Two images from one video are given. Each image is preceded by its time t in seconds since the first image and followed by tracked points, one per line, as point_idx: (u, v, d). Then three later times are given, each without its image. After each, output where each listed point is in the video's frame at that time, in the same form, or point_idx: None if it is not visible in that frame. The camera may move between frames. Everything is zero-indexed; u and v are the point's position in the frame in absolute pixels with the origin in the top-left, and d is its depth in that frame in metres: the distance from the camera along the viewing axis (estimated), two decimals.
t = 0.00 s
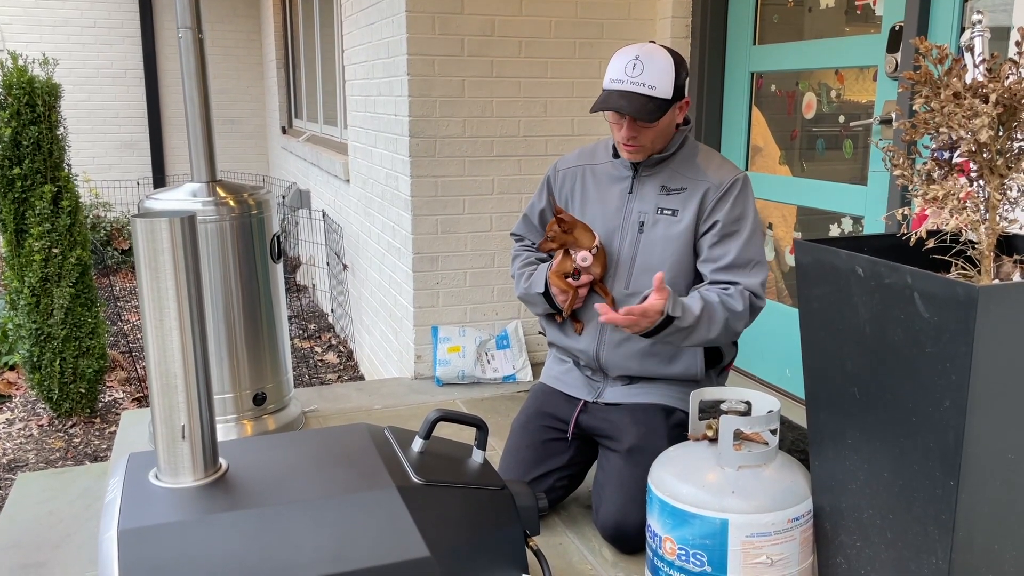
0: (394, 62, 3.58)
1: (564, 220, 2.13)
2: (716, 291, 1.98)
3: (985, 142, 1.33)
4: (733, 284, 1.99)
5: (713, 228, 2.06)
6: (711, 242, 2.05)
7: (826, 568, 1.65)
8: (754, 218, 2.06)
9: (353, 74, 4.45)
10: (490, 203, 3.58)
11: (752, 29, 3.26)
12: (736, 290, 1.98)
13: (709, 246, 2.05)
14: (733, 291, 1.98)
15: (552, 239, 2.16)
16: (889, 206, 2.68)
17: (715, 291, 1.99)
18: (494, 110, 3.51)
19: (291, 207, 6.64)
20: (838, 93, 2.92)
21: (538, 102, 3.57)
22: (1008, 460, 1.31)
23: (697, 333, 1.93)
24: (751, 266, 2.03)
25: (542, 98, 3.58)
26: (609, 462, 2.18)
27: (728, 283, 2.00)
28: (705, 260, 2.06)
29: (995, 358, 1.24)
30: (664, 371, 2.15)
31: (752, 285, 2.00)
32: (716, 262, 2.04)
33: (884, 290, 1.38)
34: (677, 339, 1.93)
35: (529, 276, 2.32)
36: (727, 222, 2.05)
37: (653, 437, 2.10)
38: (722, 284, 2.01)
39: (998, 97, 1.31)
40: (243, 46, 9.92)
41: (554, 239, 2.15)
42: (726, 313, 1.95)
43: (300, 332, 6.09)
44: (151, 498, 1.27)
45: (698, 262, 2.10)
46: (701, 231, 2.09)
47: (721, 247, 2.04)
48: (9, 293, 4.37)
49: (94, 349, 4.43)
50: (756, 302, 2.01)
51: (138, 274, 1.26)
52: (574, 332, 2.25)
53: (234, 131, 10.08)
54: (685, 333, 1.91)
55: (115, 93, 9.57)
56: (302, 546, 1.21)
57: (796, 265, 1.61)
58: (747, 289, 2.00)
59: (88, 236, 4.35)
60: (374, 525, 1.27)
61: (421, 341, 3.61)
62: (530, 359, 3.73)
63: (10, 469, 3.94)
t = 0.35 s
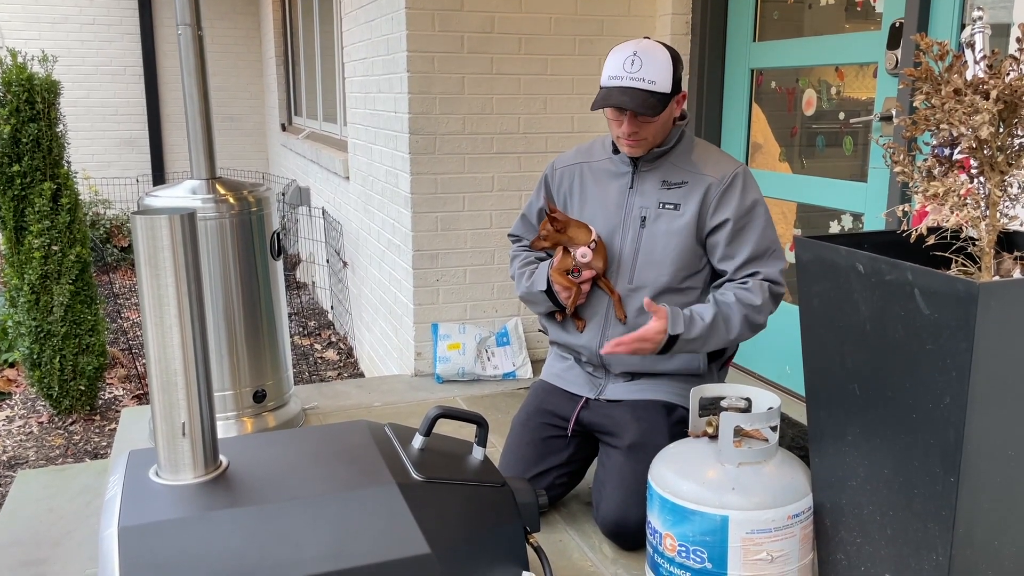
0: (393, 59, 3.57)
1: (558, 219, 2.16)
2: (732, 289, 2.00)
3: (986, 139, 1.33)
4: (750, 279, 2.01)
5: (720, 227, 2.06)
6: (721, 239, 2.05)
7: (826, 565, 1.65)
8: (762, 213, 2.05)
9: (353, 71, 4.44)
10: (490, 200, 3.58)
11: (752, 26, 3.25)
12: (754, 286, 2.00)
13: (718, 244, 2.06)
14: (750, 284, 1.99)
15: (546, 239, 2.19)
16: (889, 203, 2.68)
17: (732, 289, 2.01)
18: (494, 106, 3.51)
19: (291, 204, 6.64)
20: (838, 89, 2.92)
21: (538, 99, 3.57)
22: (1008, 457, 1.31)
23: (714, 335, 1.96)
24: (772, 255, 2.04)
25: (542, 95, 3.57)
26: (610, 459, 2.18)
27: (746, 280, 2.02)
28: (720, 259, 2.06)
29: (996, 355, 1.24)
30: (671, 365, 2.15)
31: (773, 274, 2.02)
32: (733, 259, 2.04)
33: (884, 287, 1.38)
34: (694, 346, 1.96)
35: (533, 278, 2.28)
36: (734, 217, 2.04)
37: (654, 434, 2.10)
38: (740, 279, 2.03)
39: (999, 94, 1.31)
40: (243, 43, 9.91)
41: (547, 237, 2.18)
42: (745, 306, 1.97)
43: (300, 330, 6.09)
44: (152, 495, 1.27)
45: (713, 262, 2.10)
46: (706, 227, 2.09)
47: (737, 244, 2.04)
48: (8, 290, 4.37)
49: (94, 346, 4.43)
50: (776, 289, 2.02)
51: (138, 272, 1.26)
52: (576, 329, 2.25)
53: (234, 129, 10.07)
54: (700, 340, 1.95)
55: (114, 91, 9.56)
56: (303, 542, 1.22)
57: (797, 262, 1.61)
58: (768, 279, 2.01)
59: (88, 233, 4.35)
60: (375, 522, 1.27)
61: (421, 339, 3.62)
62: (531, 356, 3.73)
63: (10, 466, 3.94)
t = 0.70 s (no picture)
0: (393, 57, 3.57)
1: (573, 210, 2.12)
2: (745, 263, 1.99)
3: (986, 137, 1.32)
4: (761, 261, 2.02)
5: (725, 218, 2.06)
6: (725, 230, 2.05)
7: (825, 563, 1.65)
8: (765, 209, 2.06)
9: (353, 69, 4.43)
10: (489, 198, 3.58)
11: (752, 23, 3.25)
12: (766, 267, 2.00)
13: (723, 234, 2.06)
14: (762, 266, 2.00)
15: (559, 229, 2.14)
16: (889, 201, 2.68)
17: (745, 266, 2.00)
18: (493, 105, 3.50)
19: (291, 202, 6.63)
20: (838, 87, 2.91)
21: (537, 98, 3.57)
22: (1008, 457, 1.30)
23: (736, 287, 1.89)
24: (775, 247, 2.06)
25: (541, 93, 3.57)
26: (609, 458, 2.18)
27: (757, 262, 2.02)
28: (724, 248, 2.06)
29: (996, 354, 1.24)
30: (671, 360, 2.14)
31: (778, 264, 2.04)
32: (739, 246, 2.05)
33: (884, 286, 1.38)
34: (716, 293, 1.88)
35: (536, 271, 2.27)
36: (739, 210, 2.04)
37: (654, 432, 2.10)
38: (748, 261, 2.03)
39: (999, 92, 1.30)
40: (242, 41, 9.90)
41: (561, 228, 2.13)
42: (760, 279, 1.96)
43: (300, 328, 6.09)
44: (151, 494, 1.27)
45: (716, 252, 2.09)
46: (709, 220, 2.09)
47: (745, 231, 2.05)
48: (8, 289, 4.36)
49: (93, 345, 4.43)
50: (782, 279, 2.02)
51: (137, 272, 1.26)
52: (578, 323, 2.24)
53: (233, 127, 10.06)
54: (724, 286, 1.87)
55: (113, 89, 9.55)
56: (302, 542, 1.22)
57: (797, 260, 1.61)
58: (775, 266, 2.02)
59: (87, 232, 4.34)
60: (374, 521, 1.27)
61: (421, 337, 3.61)
62: (530, 354, 3.73)
63: (9, 464, 3.95)
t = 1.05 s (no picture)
0: (393, 56, 3.56)
1: (579, 207, 2.10)
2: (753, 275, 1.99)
3: (989, 135, 1.32)
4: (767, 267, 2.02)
5: (731, 219, 2.05)
6: (731, 231, 2.04)
7: (826, 562, 1.65)
8: (769, 212, 2.06)
9: (352, 67, 4.43)
10: (490, 197, 3.57)
11: (753, 21, 3.25)
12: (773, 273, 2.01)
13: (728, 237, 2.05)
14: (769, 273, 2.00)
15: (564, 227, 2.12)
16: (891, 200, 2.67)
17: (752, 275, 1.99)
18: (493, 103, 3.50)
19: (291, 201, 6.63)
20: (839, 85, 2.91)
21: (538, 95, 3.56)
22: (1011, 455, 1.30)
23: (747, 309, 1.94)
24: (778, 249, 2.07)
25: (542, 91, 3.56)
26: (611, 456, 2.18)
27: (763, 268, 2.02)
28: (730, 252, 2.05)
29: (999, 353, 1.24)
30: (673, 359, 2.14)
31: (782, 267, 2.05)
32: (745, 250, 2.04)
33: (887, 284, 1.37)
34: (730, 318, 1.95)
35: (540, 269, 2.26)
36: (743, 211, 2.04)
37: (655, 431, 2.09)
38: (755, 267, 2.02)
39: (1002, 90, 1.30)
40: (242, 40, 9.89)
41: (566, 226, 2.11)
42: (767, 291, 1.97)
43: (300, 326, 6.09)
44: (151, 493, 1.27)
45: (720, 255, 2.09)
46: (714, 220, 2.08)
47: (751, 235, 2.04)
48: (8, 288, 4.36)
49: (94, 343, 4.43)
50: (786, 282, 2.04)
51: (137, 272, 1.26)
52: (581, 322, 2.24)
53: (233, 126, 10.06)
54: (739, 311, 1.94)
55: (113, 87, 9.54)
56: (303, 541, 1.21)
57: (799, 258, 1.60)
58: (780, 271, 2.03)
59: (87, 231, 4.34)
60: (375, 520, 1.27)
61: (422, 336, 3.61)
62: (531, 353, 3.72)
63: (10, 463, 3.95)
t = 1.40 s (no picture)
0: (393, 55, 3.56)
1: (578, 210, 2.07)
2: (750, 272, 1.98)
3: (990, 134, 1.31)
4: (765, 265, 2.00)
5: (729, 219, 2.05)
6: (730, 231, 2.04)
7: (827, 563, 1.64)
8: (769, 211, 2.04)
9: (352, 67, 4.42)
10: (490, 196, 3.57)
11: (753, 20, 3.24)
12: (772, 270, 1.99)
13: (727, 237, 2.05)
14: (767, 268, 1.98)
15: (563, 229, 2.10)
16: (891, 199, 2.67)
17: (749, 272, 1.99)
18: (494, 102, 3.49)
19: (291, 200, 6.62)
20: (840, 84, 2.90)
21: (538, 95, 3.56)
22: (1013, 455, 1.30)
23: (737, 296, 1.90)
24: (779, 246, 2.05)
25: (542, 91, 3.56)
26: (611, 456, 2.17)
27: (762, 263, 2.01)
28: (727, 252, 2.06)
29: (1000, 353, 1.23)
30: (672, 359, 2.14)
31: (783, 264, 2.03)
32: (743, 249, 2.03)
33: (887, 284, 1.37)
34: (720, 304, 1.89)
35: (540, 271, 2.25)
36: (741, 210, 2.03)
37: (656, 431, 2.09)
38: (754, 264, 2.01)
39: (1003, 89, 1.29)
40: (242, 40, 9.89)
41: (565, 228, 2.09)
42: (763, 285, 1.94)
43: (300, 326, 6.08)
44: (150, 494, 1.27)
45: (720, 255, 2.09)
46: (712, 220, 2.08)
47: (749, 233, 2.04)
48: (8, 288, 4.36)
49: (94, 343, 4.43)
50: (786, 278, 2.02)
51: (136, 272, 1.25)
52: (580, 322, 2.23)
53: (233, 125, 10.05)
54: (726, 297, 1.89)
55: (113, 87, 9.54)
56: (303, 542, 1.21)
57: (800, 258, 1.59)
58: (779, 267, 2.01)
59: (87, 230, 4.34)
60: (375, 521, 1.26)
61: (422, 336, 3.61)
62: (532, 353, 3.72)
63: (10, 463, 3.95)
